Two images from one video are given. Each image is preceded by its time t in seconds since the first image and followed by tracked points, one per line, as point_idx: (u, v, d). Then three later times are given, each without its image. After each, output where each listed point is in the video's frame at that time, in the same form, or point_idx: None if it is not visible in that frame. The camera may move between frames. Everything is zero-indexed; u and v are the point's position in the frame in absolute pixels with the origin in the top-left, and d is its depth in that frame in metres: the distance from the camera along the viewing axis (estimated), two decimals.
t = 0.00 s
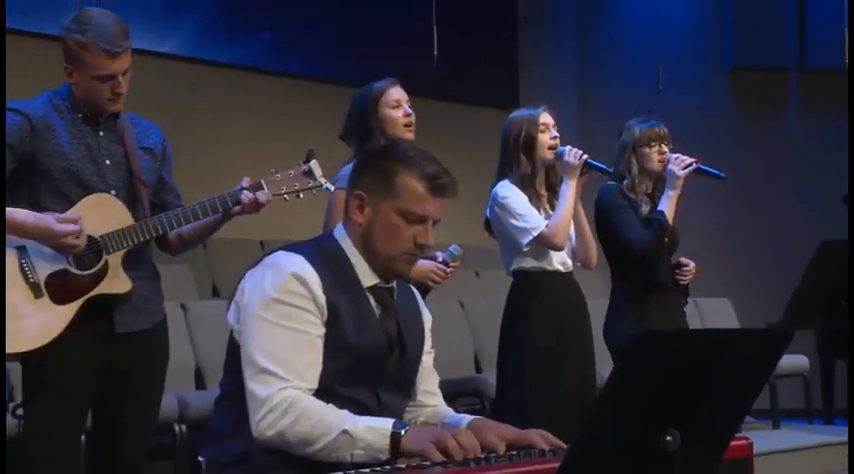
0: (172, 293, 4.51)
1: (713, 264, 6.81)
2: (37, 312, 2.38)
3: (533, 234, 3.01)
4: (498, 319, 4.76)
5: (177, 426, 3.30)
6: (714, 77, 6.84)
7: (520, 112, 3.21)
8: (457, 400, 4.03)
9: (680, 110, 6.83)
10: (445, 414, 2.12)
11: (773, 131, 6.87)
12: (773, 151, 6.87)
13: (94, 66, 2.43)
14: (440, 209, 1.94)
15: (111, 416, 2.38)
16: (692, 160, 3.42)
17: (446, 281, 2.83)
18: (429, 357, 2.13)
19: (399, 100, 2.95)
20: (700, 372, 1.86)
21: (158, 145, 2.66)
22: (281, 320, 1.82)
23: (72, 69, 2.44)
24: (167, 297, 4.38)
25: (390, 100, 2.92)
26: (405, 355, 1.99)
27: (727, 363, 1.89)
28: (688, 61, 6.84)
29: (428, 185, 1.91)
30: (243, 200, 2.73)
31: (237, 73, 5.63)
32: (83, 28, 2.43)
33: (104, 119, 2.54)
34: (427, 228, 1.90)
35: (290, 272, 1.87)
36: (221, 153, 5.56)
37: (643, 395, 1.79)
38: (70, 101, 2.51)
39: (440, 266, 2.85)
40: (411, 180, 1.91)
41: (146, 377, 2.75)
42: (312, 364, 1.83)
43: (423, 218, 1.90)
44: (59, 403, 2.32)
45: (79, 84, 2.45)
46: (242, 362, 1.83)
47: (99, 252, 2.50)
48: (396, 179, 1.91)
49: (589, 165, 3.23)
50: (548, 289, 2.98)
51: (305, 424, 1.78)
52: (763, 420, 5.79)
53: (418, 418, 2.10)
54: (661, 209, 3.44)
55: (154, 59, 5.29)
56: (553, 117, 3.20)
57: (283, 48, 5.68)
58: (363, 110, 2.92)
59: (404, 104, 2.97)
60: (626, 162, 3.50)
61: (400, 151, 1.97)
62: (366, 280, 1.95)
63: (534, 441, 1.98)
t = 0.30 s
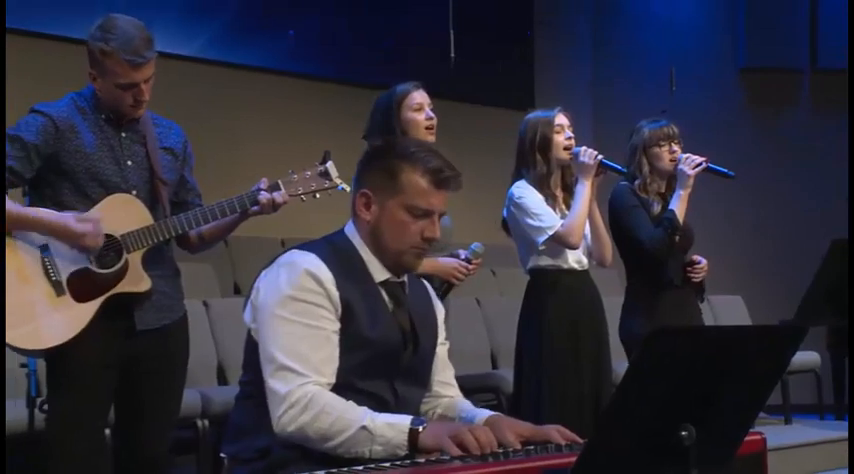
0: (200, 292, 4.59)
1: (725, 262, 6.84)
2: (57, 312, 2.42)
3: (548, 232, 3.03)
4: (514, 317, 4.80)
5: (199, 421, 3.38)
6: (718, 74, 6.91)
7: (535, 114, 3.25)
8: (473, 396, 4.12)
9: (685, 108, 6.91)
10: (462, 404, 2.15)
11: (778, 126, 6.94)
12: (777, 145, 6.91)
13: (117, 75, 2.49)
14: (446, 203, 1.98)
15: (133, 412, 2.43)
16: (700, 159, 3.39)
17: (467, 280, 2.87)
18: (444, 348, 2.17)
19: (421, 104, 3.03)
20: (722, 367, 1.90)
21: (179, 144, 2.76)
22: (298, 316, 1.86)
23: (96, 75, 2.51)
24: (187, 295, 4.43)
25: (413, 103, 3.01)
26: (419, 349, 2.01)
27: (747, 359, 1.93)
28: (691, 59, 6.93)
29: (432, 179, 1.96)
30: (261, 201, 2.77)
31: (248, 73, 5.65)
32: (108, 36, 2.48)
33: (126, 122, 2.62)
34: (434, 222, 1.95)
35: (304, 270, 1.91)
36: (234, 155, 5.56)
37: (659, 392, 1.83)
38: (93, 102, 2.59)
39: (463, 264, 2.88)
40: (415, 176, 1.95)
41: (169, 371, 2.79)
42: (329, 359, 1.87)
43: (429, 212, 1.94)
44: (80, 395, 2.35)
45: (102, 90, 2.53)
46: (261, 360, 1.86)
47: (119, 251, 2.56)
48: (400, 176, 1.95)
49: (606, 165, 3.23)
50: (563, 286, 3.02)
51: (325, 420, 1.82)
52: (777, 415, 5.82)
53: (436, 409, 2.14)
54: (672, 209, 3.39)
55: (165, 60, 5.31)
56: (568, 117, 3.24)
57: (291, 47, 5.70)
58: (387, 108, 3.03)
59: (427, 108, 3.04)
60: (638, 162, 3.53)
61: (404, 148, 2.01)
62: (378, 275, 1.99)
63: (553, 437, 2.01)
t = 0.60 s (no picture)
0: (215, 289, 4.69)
1: (735, 262, 6.94)
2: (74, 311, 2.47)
3: (563, 231, 3.06)
4: (527, 315, 4.99)
5: (219, 417, 3.55)
6: (722, 75, 6.98)
7: (549, 114, 3.27)
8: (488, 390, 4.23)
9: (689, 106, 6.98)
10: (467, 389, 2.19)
11: (784, 126, 7.00)
12: (784, 146, 6.97)
13: (137, 73, 2.53)
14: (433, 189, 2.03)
15: (155, 410, 2.46)
16: (709, 157, 3.41)
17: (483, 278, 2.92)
18: (445, 335, 2.19)
19: (441, 105, 3.07)
20: (735, 363, 1.94)
21: (196, 144, 2.80)
22: (305, 312, 1.90)
23: (117, 74, 2.56)
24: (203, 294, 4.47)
25: (433, 104, 3.05)
26: (420, 339, 2.03)
27: (763, 352, 1.96)
28: (694, 58, 6.99)
29: (419, 168, 2.00)
30: (275, 200, 2.79)
31: (254, 72, 5.63)
32: (129, 36, 2.54)
33: (145, 122, 2.66)
34: (426, 208, 1.99)
35: (305, 267, 1.94)
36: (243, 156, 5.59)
37: (674, 390, 1.87)
38: (113, 102, 2.63)
39: (480, 262, 2.95)
40: (402, 166, 1.99)
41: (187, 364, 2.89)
42: (340, 352, 1.90)
43: (421, 199, 1.98)
44: (101, 391, 2.40)
45: (122, 88, 2.57)
46: (273, 358, 1.90)
47: (136, 249, 2.60)
48: (390, 168, 1.99)
49: (619, 164, 3.26)
50: (577, 284, 3.05)
51: (343, 414, 1.86)
52: (786, 411, 5.87)
53: (447, 398, 2.17)
54: (681, 207, 3.40)
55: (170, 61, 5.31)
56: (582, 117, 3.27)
57: (298, 47, 5.70)
58: (408, 111, 3.10)
59: (446, 109, 3.08)
60: (649, 161, 3.56)
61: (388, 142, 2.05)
62: (375, 266, 2.02)
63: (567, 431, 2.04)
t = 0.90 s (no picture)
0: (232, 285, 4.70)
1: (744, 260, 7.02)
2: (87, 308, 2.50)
3: (576, 228, 3.10)
4: (541, 310, 5.06)
5: (240, 411, 3.61)
6: (729, 74, 7.02)
7: (564, 113, 3.30)
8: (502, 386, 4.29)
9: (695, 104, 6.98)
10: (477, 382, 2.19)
11: (792, 126, 7.11)
12: (794, 146, 7.07)
13: (153, 66, 2.56)
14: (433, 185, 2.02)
15: (173, 405, 2.50)
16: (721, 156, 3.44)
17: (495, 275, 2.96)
18: (453, 329, 2.19)
19: (458, 107, 3.14)
20: (748, 359, 1.97)
21: (210, 143, 2.82)
22: (316, 311, 1.90)
23: (134, 69, 2.59)
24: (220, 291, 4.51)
25: (450, 105, 3.12)
26: (427, 334, 2.03)
27: (769, 351, 1.99)
28: (700, 58, 6.98)
29: (419, 164, 2.00)
30: (287, 198, 2.82)
31: (266, 73, 5.61)
32: (146, 31, 2.58)
33: (161, 121, 2.68)
34: (429, 203, 1.99)
35: (312, 267, 1.94)
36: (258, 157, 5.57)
37: (682, 387, 1.89)
38: (129, 102, 2.66)
39: (492, 259, 3.00)
40: (402, 163, 1.99)
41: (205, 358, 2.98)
42: (352, 348, 1.91)
43: (423, 194, 1.98)
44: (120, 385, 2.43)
45: (139, 85, 2.60)
46: (286, 357, 1.90)
47: (150, 247, 2.64)
48: (390, 167, 1.99)
49: (632, 162, 3.27)
50: (591, 282, 3.08)
51: (360, 410, 1.87)
52: (794, 405, 5.93)
53: (459, 392, 2.18)
54: (694, 205, 3.43)
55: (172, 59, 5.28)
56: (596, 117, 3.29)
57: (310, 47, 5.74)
58: (425, 113, 3.16)
59: (463, 111, 3.14)
60: (662, 160, 3.59)
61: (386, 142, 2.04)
62: (381, 264, 2.02)
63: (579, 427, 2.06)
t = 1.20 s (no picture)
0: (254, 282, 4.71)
1: (758, 258, 7.08)
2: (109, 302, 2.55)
3: (591, 225, 3.13)
4: (557, 306, 5.09)
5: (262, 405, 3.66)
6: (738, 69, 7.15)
7: (580, 110, 3.32)
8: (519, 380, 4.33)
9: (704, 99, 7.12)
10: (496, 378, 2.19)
11: (805, 124, 7.19)
12: (809, 144, 7.16)
13: (170, 65, 2.58)
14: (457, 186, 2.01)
15: (192, 401, 2.52)
16: (738, 155, 3.46)
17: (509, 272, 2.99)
18: (475, 325, 2.19)
19: (474, 106, 3.16)
20: (763, 353, 1.99)
21: (225, 142, 2.83)
22: (340, 309, 1.91)
23: (150, 68, 2.60)
24: (237, 288, 4.54)
25: (466, 104, 3.14)
26: (449, 332, 2.05)
27: (786, 349, 2.02)
28: (713, 55, 7.13)
29: (444, 165, 1.99)
30: (302, 197, 2.79)
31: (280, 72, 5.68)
32: (161, 30, 2.59)
33: (178, 119, 2.70)
34: (450, 204, 1.98)
35: (337, 265, 1.94)
36: (270, 157, 5.66)
37: (700, 381, 1.92)
38: (146, 101, 2.67)
39: (505, 256, 3.01)
40: (427, 163, 1.98)
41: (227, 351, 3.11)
42: (374, 346, 1.91)
43: (445, 195, 1.97)
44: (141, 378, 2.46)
45: (155, 83, 2.61)
46: (310, 353, 1.92)
47: (167, 243, 2.64)
48: (414, 165, 1.98)
49: (645, 160, 3.30)
50: (606, 277, 3.11)
51: (381, 407, 1.86)
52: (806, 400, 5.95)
53: (479, 388, 2.18)
54: (710, 203, 3.47)
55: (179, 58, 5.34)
56: (611, 115, 3.30)
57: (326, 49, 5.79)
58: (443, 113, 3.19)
59: (480, 109, 3.16)
60: (679, 157, 3.60)
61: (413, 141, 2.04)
62: (404, 262, 2.02)
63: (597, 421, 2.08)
